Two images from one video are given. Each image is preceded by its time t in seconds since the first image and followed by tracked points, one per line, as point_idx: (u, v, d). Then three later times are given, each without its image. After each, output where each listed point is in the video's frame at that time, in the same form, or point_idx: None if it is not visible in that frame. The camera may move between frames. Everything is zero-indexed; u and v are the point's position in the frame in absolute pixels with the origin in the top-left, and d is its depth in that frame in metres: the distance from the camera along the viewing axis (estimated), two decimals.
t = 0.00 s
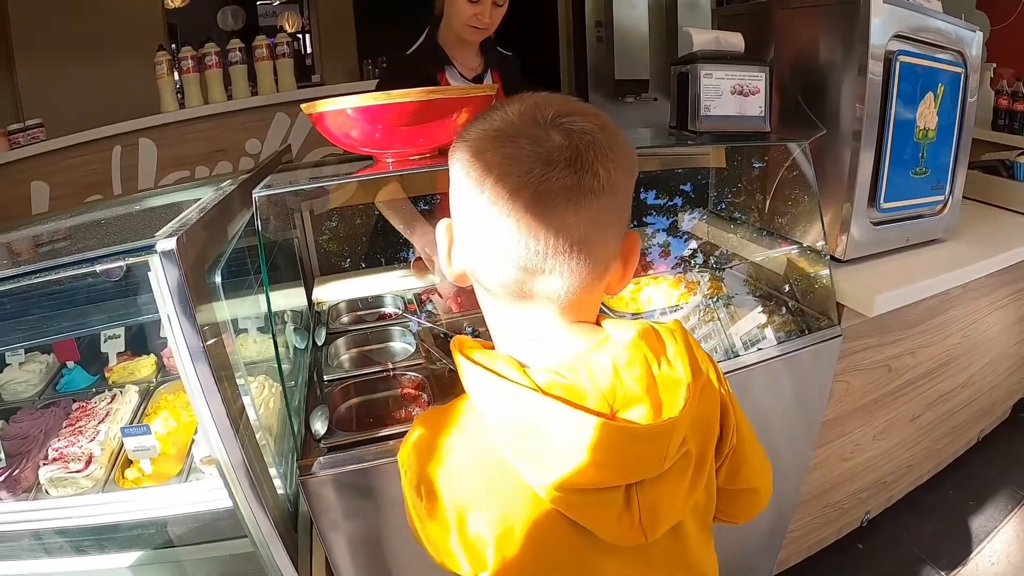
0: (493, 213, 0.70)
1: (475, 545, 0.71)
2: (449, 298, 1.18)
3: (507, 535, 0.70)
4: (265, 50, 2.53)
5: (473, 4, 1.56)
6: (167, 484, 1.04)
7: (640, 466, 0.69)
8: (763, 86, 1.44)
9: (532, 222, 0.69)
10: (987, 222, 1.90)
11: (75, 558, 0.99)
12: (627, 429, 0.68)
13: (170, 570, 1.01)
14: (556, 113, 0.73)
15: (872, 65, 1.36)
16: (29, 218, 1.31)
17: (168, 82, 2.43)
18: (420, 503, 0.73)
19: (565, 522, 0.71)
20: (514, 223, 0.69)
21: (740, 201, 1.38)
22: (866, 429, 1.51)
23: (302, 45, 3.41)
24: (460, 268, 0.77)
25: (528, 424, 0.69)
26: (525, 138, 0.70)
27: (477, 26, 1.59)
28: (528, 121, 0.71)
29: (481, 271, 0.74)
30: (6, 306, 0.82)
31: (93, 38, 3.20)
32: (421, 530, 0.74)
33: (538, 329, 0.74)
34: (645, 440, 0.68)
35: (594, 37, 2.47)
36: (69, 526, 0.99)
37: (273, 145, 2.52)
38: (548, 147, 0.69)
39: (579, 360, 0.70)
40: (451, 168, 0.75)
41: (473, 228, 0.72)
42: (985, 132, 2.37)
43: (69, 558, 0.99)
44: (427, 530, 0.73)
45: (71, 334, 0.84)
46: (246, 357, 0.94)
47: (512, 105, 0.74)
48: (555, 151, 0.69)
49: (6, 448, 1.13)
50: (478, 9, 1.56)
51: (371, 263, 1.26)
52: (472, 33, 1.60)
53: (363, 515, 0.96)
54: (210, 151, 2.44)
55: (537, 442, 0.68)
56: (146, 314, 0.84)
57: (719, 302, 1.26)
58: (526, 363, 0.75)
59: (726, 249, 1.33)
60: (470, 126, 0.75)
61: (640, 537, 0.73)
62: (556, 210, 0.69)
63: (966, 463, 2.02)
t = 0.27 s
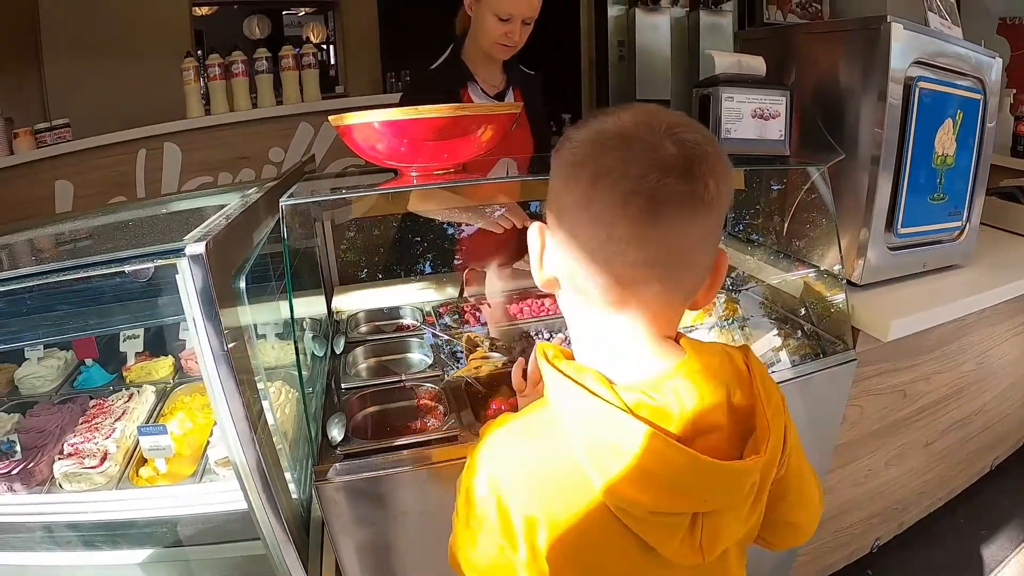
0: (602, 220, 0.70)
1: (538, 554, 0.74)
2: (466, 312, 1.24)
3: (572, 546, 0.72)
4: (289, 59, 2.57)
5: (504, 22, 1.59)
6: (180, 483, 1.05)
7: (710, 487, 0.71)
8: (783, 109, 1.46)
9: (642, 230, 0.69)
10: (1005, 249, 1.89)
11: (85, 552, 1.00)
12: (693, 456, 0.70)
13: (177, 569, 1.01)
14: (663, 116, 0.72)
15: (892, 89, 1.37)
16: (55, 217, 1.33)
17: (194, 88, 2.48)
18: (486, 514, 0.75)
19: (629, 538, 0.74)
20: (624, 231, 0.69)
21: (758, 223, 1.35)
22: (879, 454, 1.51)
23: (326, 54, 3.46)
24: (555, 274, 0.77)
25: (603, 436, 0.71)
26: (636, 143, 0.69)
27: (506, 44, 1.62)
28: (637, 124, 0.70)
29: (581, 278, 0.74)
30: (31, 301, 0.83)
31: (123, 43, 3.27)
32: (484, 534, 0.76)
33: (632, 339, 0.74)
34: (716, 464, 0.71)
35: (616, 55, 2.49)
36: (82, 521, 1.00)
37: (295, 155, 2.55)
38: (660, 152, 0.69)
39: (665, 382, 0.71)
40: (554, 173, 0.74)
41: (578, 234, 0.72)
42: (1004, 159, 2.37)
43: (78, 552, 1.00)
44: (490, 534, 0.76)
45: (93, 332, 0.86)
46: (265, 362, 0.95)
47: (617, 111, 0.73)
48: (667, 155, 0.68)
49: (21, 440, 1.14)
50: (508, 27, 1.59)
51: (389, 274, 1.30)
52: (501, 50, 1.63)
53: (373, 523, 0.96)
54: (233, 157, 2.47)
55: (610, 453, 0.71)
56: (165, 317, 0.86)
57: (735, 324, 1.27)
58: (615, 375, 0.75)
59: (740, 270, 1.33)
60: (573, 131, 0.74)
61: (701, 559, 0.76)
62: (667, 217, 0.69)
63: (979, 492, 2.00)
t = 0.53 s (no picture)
0: (751, 206, 0.71)
1: (656, 518, 0.75)
2: (463, 310, 1.24)
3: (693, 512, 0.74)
4: (286, 59, 2.56)
5: (496, 21, 1.60)
6: (180, 482, 1.05)
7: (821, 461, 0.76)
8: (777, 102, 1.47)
9: (790, 212, 0.71)
10: (1002, 243, 1.89)
11: (85, 551, 1.00)
12: (816, 433, 0.74)
13: (178, 568, 1.01)
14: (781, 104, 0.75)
15: (886, 83, 1.38)
16: (52, 218, 1.33)
17: (191, 88, 2.48)
18: (607, 477, 0.77)
19: (746, 502, 0.75)
20: (777, 214, 0.71)
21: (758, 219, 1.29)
22: (878, 448, 1.51)
23: (322, 54, 3.47)
24: (688, 262, 0.77)
25: (732, 412, 0.71)
26: (777, 130, 0.71)
27: (501, 42, 1.63)
28: (771, 113, 0.72)
29: (723, 264, 0.74)
30: (31, 301, 0.83)
31: (119, 44, 3.27)
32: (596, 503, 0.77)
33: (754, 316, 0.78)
34: (834, 437, 0.75)
35: (613, 51, 2.48)
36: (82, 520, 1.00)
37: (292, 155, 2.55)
38: (795, 137, 0.71)
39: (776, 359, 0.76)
40: (684, 166, 0.74)
41: (721, 222, 0.73)
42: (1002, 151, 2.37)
43: (79, 551, 1.00)
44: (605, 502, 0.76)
45: (92, 332, 0.86)
46: (263, 361, 0.95)
47: (740, 102, 0.74)
48: (801, 140, 0.71)
49: (22, 441, 1.14)
50: (502, 24, 1.60)
51: (388, 274, 1.34)
52: (496, 49, 1.63)
53: (371, 520, 0.97)
54: (231, 157, 2.47)
55: (742, 432, 0.72)
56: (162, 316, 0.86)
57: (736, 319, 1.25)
58: (744, 349, 0.78)
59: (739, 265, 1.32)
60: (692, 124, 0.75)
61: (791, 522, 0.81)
62: (808, 198, 0.72)
63: (979, 485, 2.01)
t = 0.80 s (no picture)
0: (831, 192, 0.82)
1: (750, 466, 0.85)
2: (460, 307, 1.24)
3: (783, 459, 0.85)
4: (283, 57, 2.56)
5: (490, 17, 1.63)
6: (177, 480, 1.06)
7: (885, 412, 0.88)
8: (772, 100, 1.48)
9: (860, 195, 0.83)
10: (997, 240, 1.90)
11: (83, 550, 0.99)
12: (883, 387, 0.87)
13: (175, 567, 1.00)
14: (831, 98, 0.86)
15: (881, 81, 1.38)
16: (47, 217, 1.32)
17: (187, 87, 2.48)
18: (697, 431, 0.85)
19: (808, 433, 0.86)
20: (852, 198, 0.83)
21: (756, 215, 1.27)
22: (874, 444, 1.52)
23: (320, 53, 3.48)
24: (770, 244, 0.86)
25: (814, 369, 0.83)
26: (843, 125, 0.82)
27: (495, 38, 1.65)
28: (838, 110, 0.83)
29: (803, 244, 0.85)
30: (25, 302, 0.83)
31: (115, 43, 3.27)
32: (694, 458, 0.85)
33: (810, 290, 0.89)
34: (893, 386, 0.87)
35: (610, 50, 2.49)
36: (79, 518, 1.00)
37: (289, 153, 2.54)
38: (858, 130, 0.83)
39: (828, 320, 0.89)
40: (765, 159, 0.83)
41: (805, 207, 0.83)
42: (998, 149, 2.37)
43: (76, 551, 0.99)
44: (704, 455, 0.85)
45: (87, 331, 0.87)
46: (259, 359, 0.95)
47: (805, 99, 0.85)
48: (862, 133, 0.83)
49: (19, 440, 1.14)
50: (495, 21, 1.63)
51: (387, 271, 1.32)
52: (490, 45, 1.66)
53: (367, 517, 0.97)
54: (228, 156, 2.47)
55: (823, 386, 0.84)
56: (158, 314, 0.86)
57: (731, 316, 1.28)
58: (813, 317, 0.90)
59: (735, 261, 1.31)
60: (764, 119, 0.84)
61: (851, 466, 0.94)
62: (870, 182, 0.84)
63: (975, 482, 2.01)
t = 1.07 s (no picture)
0: (844, 186, 0.82)
1: (761, 452, 0.84)
2: (456, 305, 1.23)
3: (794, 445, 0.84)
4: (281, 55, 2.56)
5: (485, 15, 1.64)
6: (174, 478, 1.06)
7: (893, 401, 0.89)
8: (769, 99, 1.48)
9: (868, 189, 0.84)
10: (994, 240, 1.90)
11: (80, 547, 0.99)
12: (892, 375, 0.87)
13: (172, 564, 1.01)
14: (835, 95, 0.87)
15: (878, 80, 1.39)
16: (43, 215, 1.32)
17: (185, 85, 2.48)
18: (710, 418, 0.83)
19: (816, 417, 0.86)
20: (863, 191, 0.83)
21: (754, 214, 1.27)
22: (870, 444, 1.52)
23: (318, 51, 3.47)
24: (786, 239, 0.86)
25: (825, 355, 0.84)
26: (852, 120, 0.83)
27: (490, 36, 1.67)
28: (846, 106, 0.84)
29: (817, 237, 0.85)
30: (22, 298, 0.83)
31: (111, 40, 3.26)
32: (706, 444, 0.83)
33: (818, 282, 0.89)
34: (900, 374, 0.87)
35: (607, 49, 2.47)
36: (75, 516, 1.00)
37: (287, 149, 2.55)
38: (866, 125, 0.83)
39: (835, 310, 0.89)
40: (779, 156, 0.83)
41: (819, 202, 0.83)
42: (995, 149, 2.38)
43: (73, 548, 0.99)
44: (717, 441, 0.83)
45: (84, 327, 0.86)
46: (256, 357, 0.95)
47: (813, 95, 0.85)
48: (868, 128, 0.84)
49: (16, 438, 1.14)
50: (490, 18, 1.64)
51: (383, 269, 1.29)
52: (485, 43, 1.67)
53: (364, 514, 0.97)
54: (226, 154, 2.46)
55: (833, 372, 0.84)
56: (153, 311, 0.86)
57: (730, 313, 1.27)
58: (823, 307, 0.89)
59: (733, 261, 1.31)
60: (776, 116, 0.83)
61: (853, 456, 0.94)
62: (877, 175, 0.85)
63: (972, 482, 2.02)
